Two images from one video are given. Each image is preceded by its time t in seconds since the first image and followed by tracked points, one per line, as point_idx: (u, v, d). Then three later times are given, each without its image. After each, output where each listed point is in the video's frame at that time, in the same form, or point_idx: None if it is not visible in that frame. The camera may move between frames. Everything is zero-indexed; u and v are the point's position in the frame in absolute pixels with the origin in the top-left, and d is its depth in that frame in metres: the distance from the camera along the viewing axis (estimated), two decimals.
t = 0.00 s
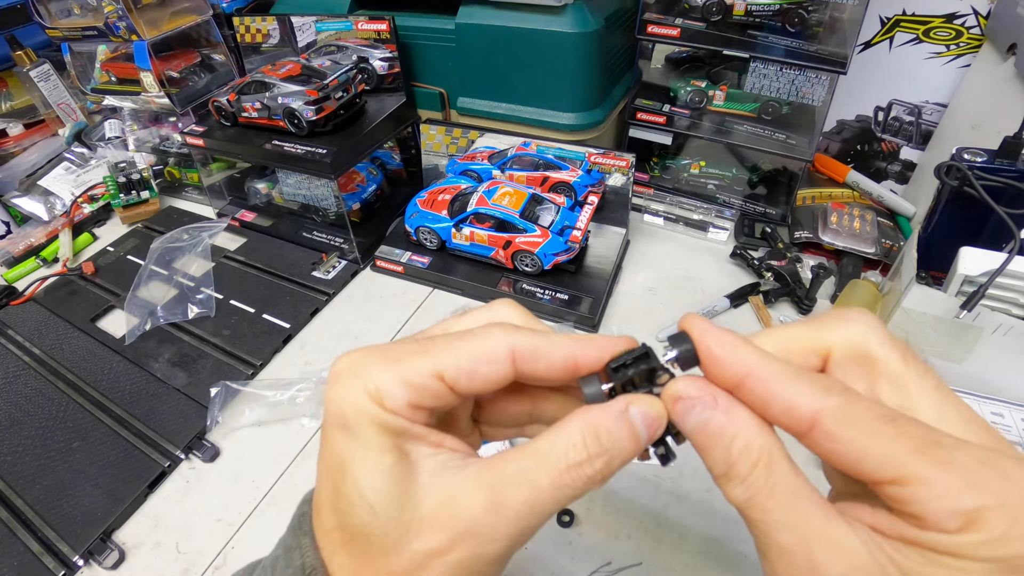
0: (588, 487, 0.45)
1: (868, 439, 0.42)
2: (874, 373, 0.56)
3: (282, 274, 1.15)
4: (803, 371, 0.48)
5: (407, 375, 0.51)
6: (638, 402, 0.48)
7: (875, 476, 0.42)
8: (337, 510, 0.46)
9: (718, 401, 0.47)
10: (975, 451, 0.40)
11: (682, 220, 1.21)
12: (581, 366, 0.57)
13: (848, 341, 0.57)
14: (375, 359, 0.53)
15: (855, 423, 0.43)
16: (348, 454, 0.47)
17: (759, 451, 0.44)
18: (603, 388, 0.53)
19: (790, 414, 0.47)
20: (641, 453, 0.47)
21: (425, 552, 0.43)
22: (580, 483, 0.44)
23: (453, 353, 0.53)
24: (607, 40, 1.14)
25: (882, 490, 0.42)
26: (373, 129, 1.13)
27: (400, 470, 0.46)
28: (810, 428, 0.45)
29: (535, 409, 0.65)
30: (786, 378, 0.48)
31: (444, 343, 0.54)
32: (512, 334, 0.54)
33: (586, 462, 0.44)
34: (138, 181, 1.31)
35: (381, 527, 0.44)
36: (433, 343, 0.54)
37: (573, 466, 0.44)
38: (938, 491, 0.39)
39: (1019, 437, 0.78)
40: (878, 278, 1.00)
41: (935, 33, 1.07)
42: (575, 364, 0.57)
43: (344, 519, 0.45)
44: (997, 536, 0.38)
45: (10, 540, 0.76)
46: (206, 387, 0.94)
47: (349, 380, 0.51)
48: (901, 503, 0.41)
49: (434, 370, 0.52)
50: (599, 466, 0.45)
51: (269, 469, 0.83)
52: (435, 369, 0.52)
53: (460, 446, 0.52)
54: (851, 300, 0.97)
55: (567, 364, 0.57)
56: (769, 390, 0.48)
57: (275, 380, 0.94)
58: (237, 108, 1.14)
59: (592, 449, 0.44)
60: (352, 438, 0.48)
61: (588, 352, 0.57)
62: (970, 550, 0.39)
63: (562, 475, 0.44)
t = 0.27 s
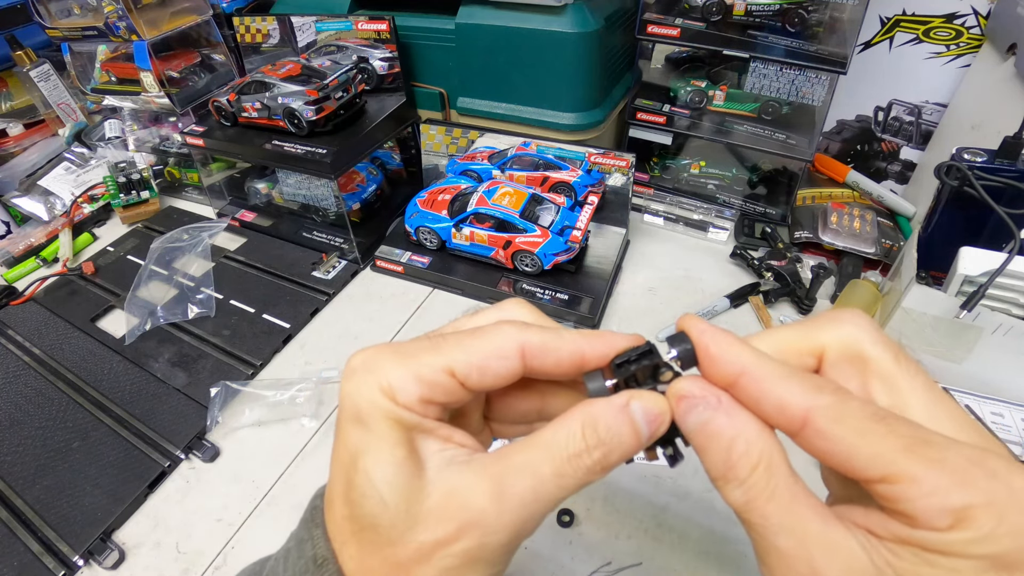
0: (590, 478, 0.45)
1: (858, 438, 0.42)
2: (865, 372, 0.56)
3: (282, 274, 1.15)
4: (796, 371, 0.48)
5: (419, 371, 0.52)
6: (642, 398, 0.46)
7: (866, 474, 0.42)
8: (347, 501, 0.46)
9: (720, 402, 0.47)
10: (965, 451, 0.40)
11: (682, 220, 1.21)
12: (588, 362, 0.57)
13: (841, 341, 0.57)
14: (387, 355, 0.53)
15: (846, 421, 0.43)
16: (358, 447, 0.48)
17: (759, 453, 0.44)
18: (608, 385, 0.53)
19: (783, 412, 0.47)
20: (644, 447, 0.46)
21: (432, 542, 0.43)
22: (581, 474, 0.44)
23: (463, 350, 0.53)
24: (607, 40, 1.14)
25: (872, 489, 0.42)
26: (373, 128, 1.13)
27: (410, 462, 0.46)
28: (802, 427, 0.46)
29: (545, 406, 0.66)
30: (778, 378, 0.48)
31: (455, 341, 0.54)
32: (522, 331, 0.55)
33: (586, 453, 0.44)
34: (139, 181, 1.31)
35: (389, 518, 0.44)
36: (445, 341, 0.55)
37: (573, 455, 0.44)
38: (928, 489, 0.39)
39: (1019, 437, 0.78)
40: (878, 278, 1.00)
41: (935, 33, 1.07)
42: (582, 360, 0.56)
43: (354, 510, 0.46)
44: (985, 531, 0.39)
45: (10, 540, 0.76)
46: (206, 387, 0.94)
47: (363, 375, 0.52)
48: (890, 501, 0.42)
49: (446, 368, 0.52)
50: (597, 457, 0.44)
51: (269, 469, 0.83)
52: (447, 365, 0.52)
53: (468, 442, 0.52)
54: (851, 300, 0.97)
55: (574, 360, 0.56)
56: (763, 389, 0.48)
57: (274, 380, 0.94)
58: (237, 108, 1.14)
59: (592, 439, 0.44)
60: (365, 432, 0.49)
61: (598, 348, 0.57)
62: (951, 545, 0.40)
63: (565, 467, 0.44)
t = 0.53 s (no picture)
0: (598, 472, 0.45)
1: (853, 438, 0.42)
2: (863, 372, 0.56)
3: (282, 274, 1.15)
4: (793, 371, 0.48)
5: (432, 366, 0.52)
6: (647, 394, 0.46)
7: (861, 474, 0.42)
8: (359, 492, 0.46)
9: (725, 408, 0.47)
10: (961, 450, 0.41)
11: (682, 220, 1.21)
12: (595, 359, 0.57)
13: (837, 342, 0.57)
14: (400, 350, 0.53)
15: (842, 422, 0.43)
16: (370, 439, 0.48)
17: (760, 461, 0.44)
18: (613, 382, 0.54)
19: (779, 413, 0.46)
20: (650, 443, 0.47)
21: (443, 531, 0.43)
22: (588, 468, 0.44)
23: (475, 346, 0.54)
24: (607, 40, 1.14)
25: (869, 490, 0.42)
26: (373, 128, 1.13)
27: (420, 454, 0.46)
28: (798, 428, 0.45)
29: (553, 403, 0.65)
30: (777, 379, 0.47)
31: (467, 338, 0.55)
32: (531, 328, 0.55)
33: (593, 447, 0.44)
34: (139, 181, 1.31)
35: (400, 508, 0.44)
36: (456, 338, 0.55)
37: (578, 449, 0.44)
38: (925, 489, 0.40)
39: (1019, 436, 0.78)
40: (878, 278, 1.00)
41: (935, 33, 1.07)
42: (589, 358, 0.56)
43: (367, 501, 0.46)
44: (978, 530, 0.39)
45: (10, 540, 0.76)
46: (206, 387, 0.94)
47: (378, 370, 0.52)
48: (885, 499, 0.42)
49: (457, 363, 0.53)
50: (605, 452, 0.44)
51: (269, 469, 0.83)
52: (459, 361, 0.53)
53: (479, 435, 0.51)
54: (851, 300, 0.97)
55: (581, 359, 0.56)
56: (760, 389, 0.48)
57: (274, 380, 0.94)
58: (237, 108, 1.14)
59: (597, 433, 0.44)
60: (380, 426, 0.48)
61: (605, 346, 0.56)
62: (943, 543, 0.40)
63: (573, 459, 0.44)
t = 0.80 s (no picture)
0: (590, 473, 0.45)
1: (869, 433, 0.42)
2: (882, 371, 0.55)
3: (282, 274, 1.15)
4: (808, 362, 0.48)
5: (429, 360, 0.52)
6: (644, 395, 0.46)
7: (875, 472, 0.42)
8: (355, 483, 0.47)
9: (725, 407, 0.46)
10: (982, 455, 0.40)
11: (682, 220, 1.21)
12: (595, 354, 0.57)
13: (856, 339, 0.57)
14: (400, 343, 0.54)
15: (856, 415, 0.43)
16: (367, 432, 0.48)
17: (765, 458, 0.43)
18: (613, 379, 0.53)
19: (793, 405, 0.47)
20: (645, 445, 0.46)
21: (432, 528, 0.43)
22: (580, 470, 0.44)
23: (472, 340, 0.54)
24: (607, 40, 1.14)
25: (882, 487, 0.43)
26: (373, 128, 1.13)
27: (415, 450, 0.46)
28: (812, 420, 0.46)
29: (554, 399, 0.65)
30: (792, 369, 0.48)
31: (465, 332, 0.54)
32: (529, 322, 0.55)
33: (585, 449, 0.43)
34: (139, 181, 1.31)
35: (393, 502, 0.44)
36: (454, 332, 0.55)
37: (572, 451, 0.43)
38: (938, 489, 0.39)
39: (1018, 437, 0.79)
40: (878, 278, 1.00)
41: (935, 33, 1.07)
42: (590, 352, 0.57)
43: (362, 493, 0.46)
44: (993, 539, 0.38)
45: (10, 540, 0.76)
46: (206, 387, 0.94)
47: (377, 363, 0.52)
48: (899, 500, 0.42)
49: (455, 357, 0.53)
50: (597, 454, 0.44)
51: (269, 469, 0.83)
52: (455, 355, 0.53)
53: (474, 433, 0.51)
54: (851, 299, 0.98)
55: (583, 352, 0.57)
56: (774, 380, 0.49)
57: (274, 380, 0.94)
58: (237, 108, 1.14)
59: (592, 434, 0.43)
60: (375, 418, 0.49)
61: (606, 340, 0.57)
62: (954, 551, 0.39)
63: (564, 459, 0.43)
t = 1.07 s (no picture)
0: (557, 485, 0.45)
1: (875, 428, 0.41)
2: (865, 353, 0.55)
3: (282, 274, 1.15)
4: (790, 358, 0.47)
5: (414, 365, 0.51)
6: (618, 415, 0.45)
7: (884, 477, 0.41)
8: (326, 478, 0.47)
9: (720, 462, 0.43)
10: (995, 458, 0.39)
11: (682, 220, 1.21)
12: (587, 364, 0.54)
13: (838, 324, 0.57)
14: (388, 343, 0.53)
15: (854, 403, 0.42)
16: (345, 428, 0.48)
17: (770, 518, 0.41)
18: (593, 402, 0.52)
19: (787, 405, 0.46)
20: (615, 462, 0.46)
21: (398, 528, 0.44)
22: (546, 483, 0.44)
23: (462, 346, 0.52)
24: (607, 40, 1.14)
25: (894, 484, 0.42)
26: (373, 129, 1.13)
27: (389, 454, 0.46)
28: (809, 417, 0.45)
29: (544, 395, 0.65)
30: (775, 368, 0.47)
31: (453, 338, 0.52)
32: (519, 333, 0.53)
33: (551, 464, 0.44)
34: (139, 181, 1.31)
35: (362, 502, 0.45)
36: (444, 335, 0.53)
37: (542, 466, 0.44)
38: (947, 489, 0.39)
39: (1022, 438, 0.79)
40: (878, 279, 1.00)
41: (935, 33, 1.07)
42: (582, 362, 0.54)
43: (333, 490, 0.47)
44: (1019, 526, 0.36)
45: (10, 540, 0.76)
46: (206, 387, 0.94)
47: (361, 360, 0.52)
48: (911, 494, 0.40)
49: (438, 365, 0.51)
50: (562, 470, 0.44)
51: (269, 469, 0.83)
52: (438, 364, 0.51)
53: (450, 440, 0.51)
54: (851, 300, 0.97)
55: (575, 362, 0.54)
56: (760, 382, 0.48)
57: (275, 380, 0.95)
58: (237, 108, 1.14)
59: (561, 450, 0.44)
60: (354, 415, 0.49)
61: (604, 349, 0.53)
62: (978, 547, 0.37)
63: (532, 472, 0.44)
